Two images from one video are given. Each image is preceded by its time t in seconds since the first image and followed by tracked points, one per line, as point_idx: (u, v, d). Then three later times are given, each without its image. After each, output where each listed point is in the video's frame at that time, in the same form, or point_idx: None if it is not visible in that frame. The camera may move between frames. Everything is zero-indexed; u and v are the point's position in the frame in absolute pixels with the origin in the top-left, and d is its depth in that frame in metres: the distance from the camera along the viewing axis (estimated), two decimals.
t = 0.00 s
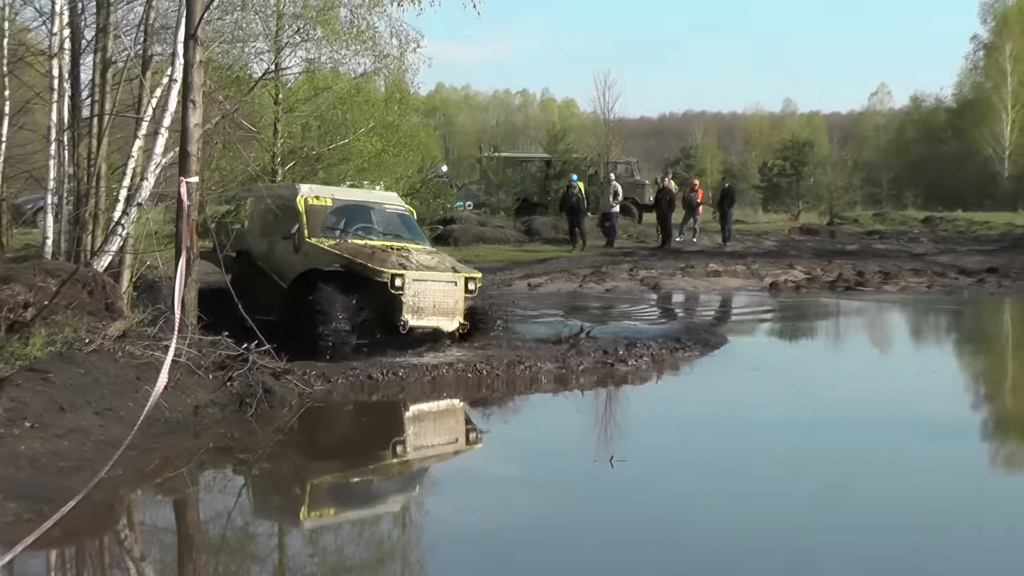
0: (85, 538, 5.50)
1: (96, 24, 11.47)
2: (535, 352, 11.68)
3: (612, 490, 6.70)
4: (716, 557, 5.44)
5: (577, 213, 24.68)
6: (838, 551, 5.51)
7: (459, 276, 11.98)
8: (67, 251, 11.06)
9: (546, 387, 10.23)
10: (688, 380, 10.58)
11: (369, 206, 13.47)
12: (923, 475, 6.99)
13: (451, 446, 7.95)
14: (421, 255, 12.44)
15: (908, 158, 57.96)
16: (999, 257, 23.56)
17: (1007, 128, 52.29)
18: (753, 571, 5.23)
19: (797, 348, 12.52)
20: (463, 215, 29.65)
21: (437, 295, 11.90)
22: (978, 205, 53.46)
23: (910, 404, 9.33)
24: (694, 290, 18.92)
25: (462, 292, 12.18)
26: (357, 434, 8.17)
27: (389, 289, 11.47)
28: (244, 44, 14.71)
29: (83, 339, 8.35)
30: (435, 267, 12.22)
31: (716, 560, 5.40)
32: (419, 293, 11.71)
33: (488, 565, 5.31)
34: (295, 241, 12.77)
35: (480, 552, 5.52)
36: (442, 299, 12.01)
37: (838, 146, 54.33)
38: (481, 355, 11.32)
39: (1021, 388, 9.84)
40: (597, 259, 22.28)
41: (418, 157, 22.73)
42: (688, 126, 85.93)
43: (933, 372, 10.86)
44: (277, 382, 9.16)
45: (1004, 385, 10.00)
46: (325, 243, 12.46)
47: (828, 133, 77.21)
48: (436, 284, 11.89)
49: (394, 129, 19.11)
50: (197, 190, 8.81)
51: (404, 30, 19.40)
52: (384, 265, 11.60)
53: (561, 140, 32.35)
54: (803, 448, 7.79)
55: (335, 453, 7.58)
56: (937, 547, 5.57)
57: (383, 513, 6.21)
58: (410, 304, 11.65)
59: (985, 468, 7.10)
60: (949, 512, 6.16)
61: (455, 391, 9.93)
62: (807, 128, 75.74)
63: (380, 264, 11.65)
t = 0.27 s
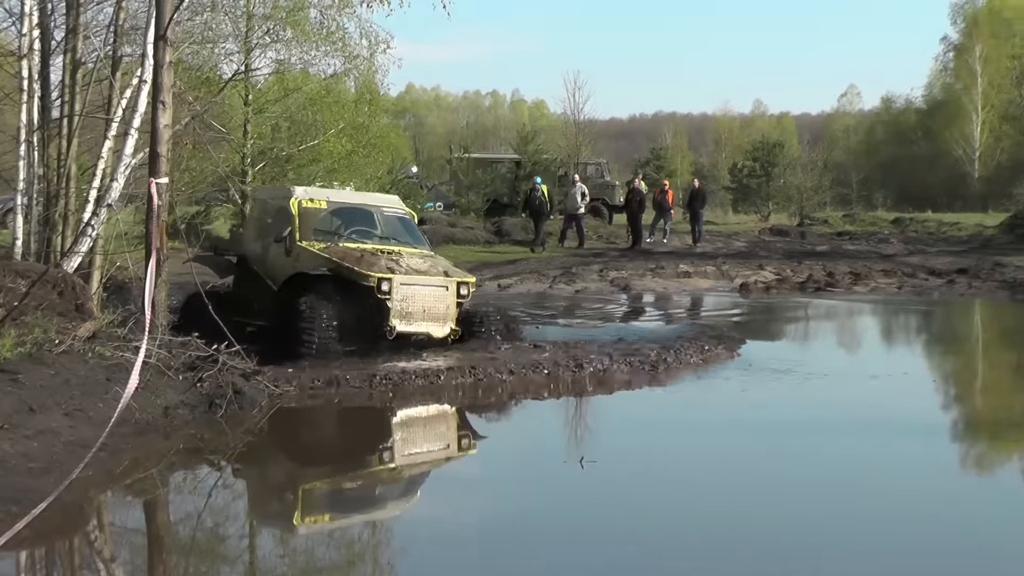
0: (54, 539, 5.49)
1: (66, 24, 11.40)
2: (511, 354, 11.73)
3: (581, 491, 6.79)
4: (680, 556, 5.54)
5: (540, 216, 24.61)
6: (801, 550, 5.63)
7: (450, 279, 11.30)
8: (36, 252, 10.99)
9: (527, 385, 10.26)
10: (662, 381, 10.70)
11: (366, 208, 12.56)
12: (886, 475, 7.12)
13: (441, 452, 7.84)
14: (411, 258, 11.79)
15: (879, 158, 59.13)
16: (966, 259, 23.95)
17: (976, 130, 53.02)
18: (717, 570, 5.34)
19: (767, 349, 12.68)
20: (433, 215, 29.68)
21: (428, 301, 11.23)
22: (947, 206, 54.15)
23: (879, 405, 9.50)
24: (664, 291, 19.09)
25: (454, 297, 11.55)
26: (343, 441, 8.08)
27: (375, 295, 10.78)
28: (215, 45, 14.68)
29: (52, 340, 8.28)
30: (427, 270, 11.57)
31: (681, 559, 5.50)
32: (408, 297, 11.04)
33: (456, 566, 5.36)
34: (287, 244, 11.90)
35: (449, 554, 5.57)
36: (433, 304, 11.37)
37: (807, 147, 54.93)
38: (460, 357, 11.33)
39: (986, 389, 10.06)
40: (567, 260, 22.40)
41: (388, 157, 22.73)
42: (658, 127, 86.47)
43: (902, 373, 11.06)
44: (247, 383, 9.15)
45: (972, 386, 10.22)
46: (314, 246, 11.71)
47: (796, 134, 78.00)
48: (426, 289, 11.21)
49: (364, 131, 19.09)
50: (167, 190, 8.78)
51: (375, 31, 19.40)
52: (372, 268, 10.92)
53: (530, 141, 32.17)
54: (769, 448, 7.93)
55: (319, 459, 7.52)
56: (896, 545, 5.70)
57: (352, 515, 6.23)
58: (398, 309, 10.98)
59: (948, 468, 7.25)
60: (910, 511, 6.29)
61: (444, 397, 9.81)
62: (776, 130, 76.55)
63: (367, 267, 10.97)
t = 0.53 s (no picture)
0: (45, 538, 5.50)
1: (56, 24, 11.37)
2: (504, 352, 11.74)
3: (575, 491, 6.81)
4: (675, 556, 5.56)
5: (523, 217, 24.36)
6: (794, 550, 5.65)
7: (468, 283, 10.98)
8: (27, 251, 10.97)
9: (524, 378, 10.18)
10: (653, 375, 10.72)
11: (384, 213, 12.42)
12: (878, 475, 7.16)
13: (458, 457, 7.70)
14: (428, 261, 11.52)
15: (869, 158, 59.25)
16: (957, 259, 24.08)
17: (966, 129, 53.22)
18: (711, 570, 5.35)
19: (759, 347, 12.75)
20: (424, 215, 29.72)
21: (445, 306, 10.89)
22: (938, 205, 54.32)
23: (872, 405, 9.55)
24: (655, 290, 19.16)
25: (472, 302, 11.15)
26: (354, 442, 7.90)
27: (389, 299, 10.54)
28: (205, 44, 14.69)
29: (43, 339, 8.28)
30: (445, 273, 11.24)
31: (676, 559, 5.52)
32: (423, 302, 10.75)
33: (450, 567, 5.37)
34: (301, 249, 11.83)
35: (443, 554, 5.58)
36: (451, 310, 10.99)
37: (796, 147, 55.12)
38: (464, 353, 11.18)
39: (977, 389, 10.13)
40: (558, 260, 22.45)
41: (380, 156, 22.75)
42: (649, 127, 86.66)
43: (894, 373, 11.12)
44: (238, 382, 9.16)
45: (963, 386, 10.29)
46: (329, 250, 11.55)
47: (786, 134, 78.22)
48: (442, 293, 10.89)
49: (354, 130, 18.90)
50: (158, 190, 8.77)
51: (366, 31, 19.40)
52: (386, 272, 10.66)
53: (521, 140, 32.03)
54: (760, 448, 7.96)
55: (327, 461, 7.36)
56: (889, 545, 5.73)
57: (343, 514, 6.24)
58: (413, 314, 10.70)
59: (940, 468, 7.29)
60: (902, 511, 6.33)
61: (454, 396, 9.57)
62: (766, 130, 76.78)
63: (381, 271, 10.70)
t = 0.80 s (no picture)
0: (41, 537, 5.50)
1: (51, 22, 11.36)
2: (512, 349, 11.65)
3: (573, 490, 6.81)
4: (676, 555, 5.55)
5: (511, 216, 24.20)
6: (794, 550, 5.65)
7: (487, 282, 10.83)
8: (22, 250, 10.96)
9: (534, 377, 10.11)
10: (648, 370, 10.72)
11: (405, 211, 12.15)
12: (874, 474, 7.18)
13: (477, 461, 7.58)
14: (447, 260, 11.36)
15: (865, 157, 59.26)
16: (953, 258, 24.12)
17: (962, 128, 53.28)
18: (710, 570, 5.36)
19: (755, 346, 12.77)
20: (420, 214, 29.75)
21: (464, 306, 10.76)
22: (934, 204, 54.38)
23: (868, 404, 9.57)
24: (651, 289, 19.18)
25: (493, 301, 11.00)
26: (367, 446, 7.81)
27: (406, 300, 10.42)
28: (201, 43, 14.69)
29: (38, 337, 8.27)
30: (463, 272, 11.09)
31: (675, 560, 5.52)
32: (441, 302, 10.60)
33: (451, 566, 5.37)
34: (318, 249, 11.63)
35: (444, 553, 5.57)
36: (470, 310, 10.85)
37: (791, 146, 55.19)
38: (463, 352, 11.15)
39: (973, 387, 10.14)
40: (554, 259, 22.47)
41: (375, 155, 22.75)
42: (644, 126, 86.72)
43: (889, 372, 11.15)
44: (234, 381, 9.16)
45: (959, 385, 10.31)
46: (346, 251, 11.35)
47: (782, 133, 78.28)
48: (461, 293, 10.75)
49: (351, 129, 18.97)
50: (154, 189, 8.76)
51: (361, 29, 19.40)
52: (402, 273, 10.55)
53: (516, 139, 32.25)
54: (757, 448, 7.97)
55: (343, 464, 7.29)
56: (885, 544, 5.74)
57: (339, 514, 6.25)
58: (431, 315, 10.56)
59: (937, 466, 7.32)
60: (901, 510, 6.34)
61: (468, 397, 9.44)
62: (762, 129, 76.86)
63: (398, 272, 10.59)
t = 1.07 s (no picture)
0: (28, 536, 5.50)
1: (39, 20, 11.32)
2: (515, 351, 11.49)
3: (565, 488, 6.79)
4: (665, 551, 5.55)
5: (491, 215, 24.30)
6: (788, 550, 5.62)
7: (499, 276, 10.68)
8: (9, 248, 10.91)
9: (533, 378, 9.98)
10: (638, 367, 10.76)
11: (418, 206, 12.13)
12: (865, 472, 7.19)
13: (490, 471, 7.25)
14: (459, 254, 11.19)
15: (853, 155, 59.51)
16: (941, 255, 24.26)
17: (950, 126, 53.50)
18: (704, 570, 5.32)
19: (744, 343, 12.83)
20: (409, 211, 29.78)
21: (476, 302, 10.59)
22: (923, 202, 54.56)
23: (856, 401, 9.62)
24: (640, 287, 19.25)
25: (504, 296, 10.85)
26: (376, 452, 7.59)
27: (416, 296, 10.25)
28: (189, 40, 14.67)
29: (26, 335, 8.24)
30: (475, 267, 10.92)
31: (666, 557, 5.51)
32: (452, 297, 10.44)
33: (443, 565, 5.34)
34: (329, 244, 11.60)
35: (435, 551, 5.55)
36: (482, 305, 10.68)
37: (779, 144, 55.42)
38: (464, 350, 11.05)
39: (961, 385, 10.21)
40: (543, 256, 22.52)
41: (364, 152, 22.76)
42: (633, 124, 86.89)
43: (878, 369, 11.22)
44: (222, 378, 9.16)
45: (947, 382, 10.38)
46: (357, 246, 11.26)
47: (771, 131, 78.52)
48: (472, 288, 10.59)
49: (339, 126, 18.90)
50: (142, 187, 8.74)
51: (350, 27, 19.38)
52: (412, 267, 10.38)
53: (506, 136, 31.94)
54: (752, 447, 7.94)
55: (352, 471, 7.09)
56: (879, 544, 5.72)
57: (326, 512, 6.25)
58: (441, 309, 10.39)
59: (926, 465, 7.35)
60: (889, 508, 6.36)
61: (479, 401, 9.20)
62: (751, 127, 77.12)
63: (409, 267, 10.44)
